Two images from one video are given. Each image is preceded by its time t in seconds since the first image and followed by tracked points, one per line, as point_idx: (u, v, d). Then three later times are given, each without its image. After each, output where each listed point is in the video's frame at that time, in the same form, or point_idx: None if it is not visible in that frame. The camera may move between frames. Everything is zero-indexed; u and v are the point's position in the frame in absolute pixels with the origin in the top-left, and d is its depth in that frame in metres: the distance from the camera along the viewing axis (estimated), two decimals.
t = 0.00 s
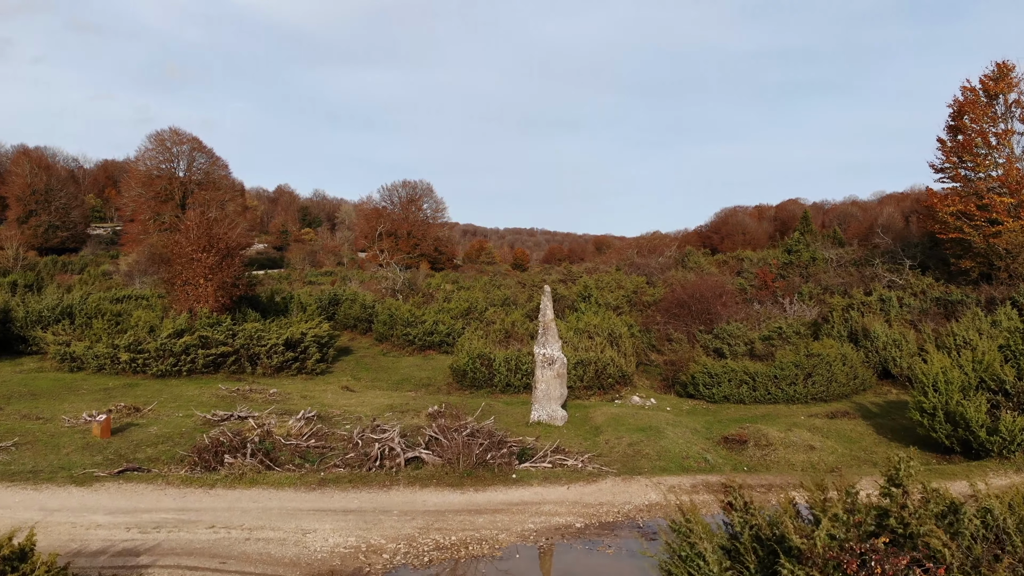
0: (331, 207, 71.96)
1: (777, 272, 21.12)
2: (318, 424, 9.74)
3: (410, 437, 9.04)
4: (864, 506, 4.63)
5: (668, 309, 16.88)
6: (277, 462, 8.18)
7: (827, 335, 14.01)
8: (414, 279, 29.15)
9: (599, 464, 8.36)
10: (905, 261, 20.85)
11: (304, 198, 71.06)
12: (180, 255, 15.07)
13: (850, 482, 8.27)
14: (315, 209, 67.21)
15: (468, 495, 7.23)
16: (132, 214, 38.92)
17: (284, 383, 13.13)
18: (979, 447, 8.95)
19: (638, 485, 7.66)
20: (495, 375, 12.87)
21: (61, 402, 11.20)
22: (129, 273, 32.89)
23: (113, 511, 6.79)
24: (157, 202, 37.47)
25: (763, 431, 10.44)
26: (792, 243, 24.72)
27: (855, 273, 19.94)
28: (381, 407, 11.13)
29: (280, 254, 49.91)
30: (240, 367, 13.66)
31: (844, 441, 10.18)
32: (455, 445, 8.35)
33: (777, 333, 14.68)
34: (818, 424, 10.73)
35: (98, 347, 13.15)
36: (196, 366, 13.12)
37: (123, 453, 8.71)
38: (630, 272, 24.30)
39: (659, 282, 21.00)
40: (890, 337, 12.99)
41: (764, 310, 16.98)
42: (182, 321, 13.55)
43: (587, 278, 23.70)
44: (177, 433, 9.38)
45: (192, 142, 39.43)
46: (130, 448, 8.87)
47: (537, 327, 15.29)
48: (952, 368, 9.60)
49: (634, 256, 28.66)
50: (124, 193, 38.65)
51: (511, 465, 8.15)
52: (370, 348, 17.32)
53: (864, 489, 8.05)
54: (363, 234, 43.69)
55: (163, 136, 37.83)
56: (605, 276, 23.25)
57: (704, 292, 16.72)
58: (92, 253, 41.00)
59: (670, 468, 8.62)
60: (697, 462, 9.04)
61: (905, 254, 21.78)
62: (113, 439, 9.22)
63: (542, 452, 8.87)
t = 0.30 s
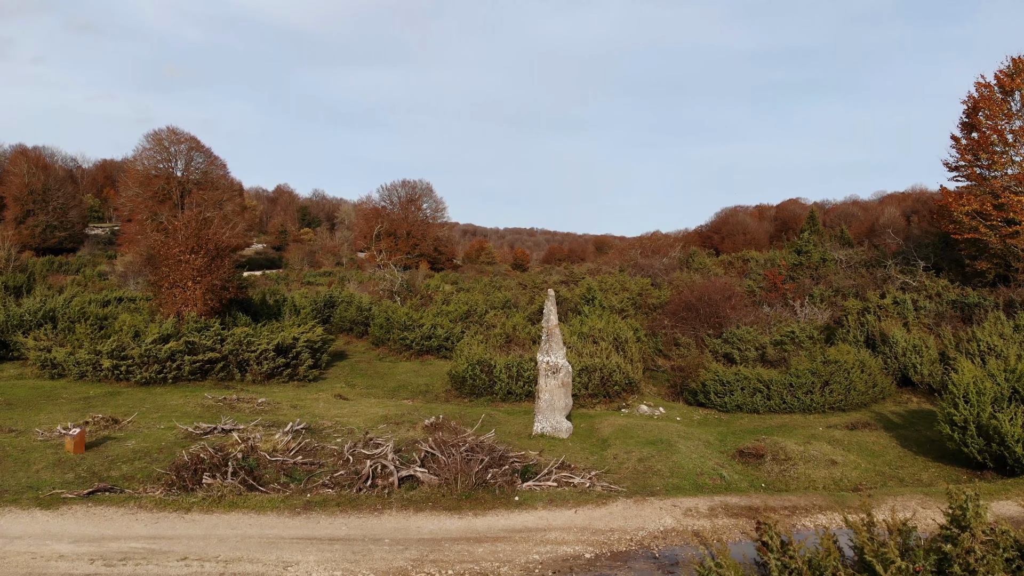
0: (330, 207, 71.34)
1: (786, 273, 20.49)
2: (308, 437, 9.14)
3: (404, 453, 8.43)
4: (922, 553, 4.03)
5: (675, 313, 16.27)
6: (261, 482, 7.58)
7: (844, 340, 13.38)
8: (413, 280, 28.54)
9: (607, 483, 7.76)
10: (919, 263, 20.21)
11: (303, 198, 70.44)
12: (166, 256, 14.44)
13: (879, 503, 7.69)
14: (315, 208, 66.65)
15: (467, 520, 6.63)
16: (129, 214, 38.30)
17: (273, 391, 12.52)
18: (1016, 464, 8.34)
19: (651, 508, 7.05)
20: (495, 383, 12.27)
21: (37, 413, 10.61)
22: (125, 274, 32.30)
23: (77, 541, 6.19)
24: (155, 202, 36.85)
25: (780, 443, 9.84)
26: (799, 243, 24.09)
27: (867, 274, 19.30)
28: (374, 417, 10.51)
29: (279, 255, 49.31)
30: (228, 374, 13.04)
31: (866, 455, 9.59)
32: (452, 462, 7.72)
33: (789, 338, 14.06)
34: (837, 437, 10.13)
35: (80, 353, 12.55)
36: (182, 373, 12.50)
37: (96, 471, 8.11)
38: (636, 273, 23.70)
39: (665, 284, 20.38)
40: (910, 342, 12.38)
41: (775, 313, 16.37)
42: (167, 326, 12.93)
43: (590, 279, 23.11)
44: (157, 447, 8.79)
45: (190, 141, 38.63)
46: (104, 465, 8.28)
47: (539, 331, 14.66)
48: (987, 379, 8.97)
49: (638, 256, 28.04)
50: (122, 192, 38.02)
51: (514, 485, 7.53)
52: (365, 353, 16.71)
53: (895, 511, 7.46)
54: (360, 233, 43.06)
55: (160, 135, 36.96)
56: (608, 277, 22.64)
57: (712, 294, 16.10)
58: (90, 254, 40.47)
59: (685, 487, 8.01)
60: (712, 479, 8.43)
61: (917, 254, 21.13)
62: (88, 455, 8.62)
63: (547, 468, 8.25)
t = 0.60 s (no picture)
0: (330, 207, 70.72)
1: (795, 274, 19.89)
2: (296, 452, 8.55)
3: (398, 471, 7.83)
4: None
5: (682, 316, 15.67)
6: (242, 504, 6.99)
7: (861, 346, 12.78)
8: (412, 280, 27.96)
9: (617, 504, 7.18)
10: (933, 264, 19.58)
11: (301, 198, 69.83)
12: (152, 258, 13.84)
13: (912, 527, 7.11)
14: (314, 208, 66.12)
15: (466, 550, 6.04)
16: (127, 214, 37.70)
17: (263, 399, 11.91)
18: None
19: (666, 535, 6.46)
20: (496, 392, 11.67)
21: (11, 423, 9.99)
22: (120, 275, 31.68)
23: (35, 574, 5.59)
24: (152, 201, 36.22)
25: (800, 458, 9.24)
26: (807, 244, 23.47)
27: (879, 276, 18.69)
28: (367, 429, 9.90)
29: (277, 255, 48.68)
30: (216, 382, 12.44)
31: (891, 470, 9.01)
32: (449, 482, 7.13)
33: (803, 342, 13.44)
34: (859, 451, 9.53)
35: (60, 360, 11.94)
36: (167, 381, 11.90)
37: (65, 490, 7.49)
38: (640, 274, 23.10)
39: (669, 286, 19.81)
40: (932, 348, 11.77)
41: (785, 316, 15.77)
42: (152, 331, 12.33)
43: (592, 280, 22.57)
44: (132, 464, 8.18)
45: (188, 141, 37.95)
46: (75, 484, 7.66)
47: (542, 335, 14.07)
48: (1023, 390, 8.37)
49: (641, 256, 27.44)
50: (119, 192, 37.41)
51: (516, 508, 6.94)
52: (361, 357, 16.11)
53: (930, 536, 6.88)
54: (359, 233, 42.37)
55: (158, 135, 36.32)
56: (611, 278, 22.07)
57: (721, 297, 15.50)
58: (88, 254, 39.88)
59: (701, 508, 7.41)
60: (730, 499, 7.83)
61: (929, 255, 20.50)
62: (58, 472, 8.00)
63: (552, 488, 7.65)
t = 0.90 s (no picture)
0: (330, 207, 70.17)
1: (804, 275, 19.29)
2: (281, 469, 7.96)
3: (390, 491, 7.24)
4: None
5: (689, 320, 15.07)
6: (219, 530, 6.40)
7: (879, 351, 12.19)
8: (411, 281, 27.36)
9: (626, 528, 6.59)
10: (948, 266, 18.94)
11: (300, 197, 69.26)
12: (137, 259, 13.22)
13: (949, 554, 6.53)
14: (314, 207, 65.57)
15: None
16: (124, 214, 37.06)
17: (250, 408, 11.31)
18: None
19: (684, 567, 5.89)
20: (496, 400, 11.08)
21: None
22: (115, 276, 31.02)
23: None
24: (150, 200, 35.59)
25: (821, 473, 8.65)
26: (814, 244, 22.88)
27: (891, 278, 18.10)
28: (359, 441, 9.29)
29: (276, 255, 48.08)
30: (202, 390, 11.84)
31: (918, 487, 8.42)
32: (444, 504, 6.54)
33: (817, 346, 12.83)
34: (883, 466, 8.94)
35: (37, 367, 11.33)
36: (149, 389, 11.30)
37: (30, 512, 6.87)
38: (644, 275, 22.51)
39: (674, 288, 19.23)
40: (954, 354, 11.17)
41: (796, 319, 15.18)
42: (135, 336, 11.73)
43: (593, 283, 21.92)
44: (104, 483, 7.57)
45: (186, 140, 37.38)
46: (40, 506, 7.04)
47: (544, 340, 13.47)
48: None
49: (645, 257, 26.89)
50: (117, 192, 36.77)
51: (517, 534, 6.34)
52: (355, 362, 15.53)
53: (972, 565, 6.29)
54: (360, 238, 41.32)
55: (155, 134, 35.78)
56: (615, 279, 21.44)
57: (730, 299, 14.91)
58: (85, 254, 39.25)
59: (718, 532, 6.83)
60: (749, 520, 7.24)
61: (943, 255, 19.86)
62: (24, 491, 7.38)
63: (556, 510, 7.06)
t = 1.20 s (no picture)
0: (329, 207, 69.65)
1: (814, 275, 18.70)
2: (263, 488, 7.37)
3: (380, 512, 6.65)
4: None
5: (697, 324, 14.49)
6: (190, 560, 5.81)
7: (898, 357, 11.61)
8: (410, 281, 26.82)
9: (638, 556, 6.03)
10: (962, 267, 18.26)
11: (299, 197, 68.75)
12: (121, 261, 12.65)
13: None
14: (313, 207, 65.10)
15: None
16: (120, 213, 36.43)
17: (237, 417, 10.72)
18: None
19: None
20: (496, 409, 10.49)
21: None
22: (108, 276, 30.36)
23: None
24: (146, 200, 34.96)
25: (844, 491, 8.07)
26: (822, 245, 22.32)
27: (903, 279, 17.51)
28: (350, 455, 8.71)
29: (274, 255, 47.50)
30: (187, 399, 11.26)
31: (949, 505, 7.83)
32: (439, 530, 5.96)
33: (832, 351, 12.24)
34: (909, 483, 8.36)
35: (12, 374, 10.73)
36: (130, 398, 10.72)
37: None
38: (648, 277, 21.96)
39: (680, 289, 18.68)
40: (979, 360, 10.58)
41: (808, 323, 14.60)
42: (116, 342, 11.14)
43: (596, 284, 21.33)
44: (70, 504, 6.96)
45: (184, 139, 36.81)
46: None
47: (546, 345, 12.89)
48: None
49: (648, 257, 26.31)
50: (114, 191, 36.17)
51: (518, 565, 5.75)
52: (350, 367, 14.95)
53: None
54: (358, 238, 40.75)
55: (152, 133, 35.24)
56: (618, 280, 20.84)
57: (740, 301, 14.32)
58: (80, 254, 38.67)
59: (738, 559, 6.25)
60: (770, 545, 6.66)
61: (955, 256, 19.28)
62: None
63: (561, 534, 6.47)
